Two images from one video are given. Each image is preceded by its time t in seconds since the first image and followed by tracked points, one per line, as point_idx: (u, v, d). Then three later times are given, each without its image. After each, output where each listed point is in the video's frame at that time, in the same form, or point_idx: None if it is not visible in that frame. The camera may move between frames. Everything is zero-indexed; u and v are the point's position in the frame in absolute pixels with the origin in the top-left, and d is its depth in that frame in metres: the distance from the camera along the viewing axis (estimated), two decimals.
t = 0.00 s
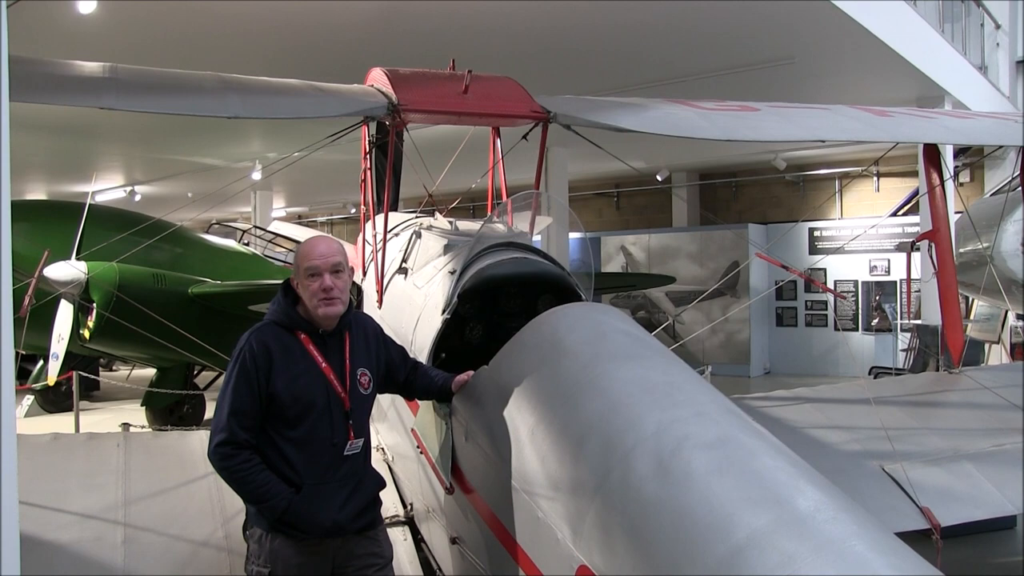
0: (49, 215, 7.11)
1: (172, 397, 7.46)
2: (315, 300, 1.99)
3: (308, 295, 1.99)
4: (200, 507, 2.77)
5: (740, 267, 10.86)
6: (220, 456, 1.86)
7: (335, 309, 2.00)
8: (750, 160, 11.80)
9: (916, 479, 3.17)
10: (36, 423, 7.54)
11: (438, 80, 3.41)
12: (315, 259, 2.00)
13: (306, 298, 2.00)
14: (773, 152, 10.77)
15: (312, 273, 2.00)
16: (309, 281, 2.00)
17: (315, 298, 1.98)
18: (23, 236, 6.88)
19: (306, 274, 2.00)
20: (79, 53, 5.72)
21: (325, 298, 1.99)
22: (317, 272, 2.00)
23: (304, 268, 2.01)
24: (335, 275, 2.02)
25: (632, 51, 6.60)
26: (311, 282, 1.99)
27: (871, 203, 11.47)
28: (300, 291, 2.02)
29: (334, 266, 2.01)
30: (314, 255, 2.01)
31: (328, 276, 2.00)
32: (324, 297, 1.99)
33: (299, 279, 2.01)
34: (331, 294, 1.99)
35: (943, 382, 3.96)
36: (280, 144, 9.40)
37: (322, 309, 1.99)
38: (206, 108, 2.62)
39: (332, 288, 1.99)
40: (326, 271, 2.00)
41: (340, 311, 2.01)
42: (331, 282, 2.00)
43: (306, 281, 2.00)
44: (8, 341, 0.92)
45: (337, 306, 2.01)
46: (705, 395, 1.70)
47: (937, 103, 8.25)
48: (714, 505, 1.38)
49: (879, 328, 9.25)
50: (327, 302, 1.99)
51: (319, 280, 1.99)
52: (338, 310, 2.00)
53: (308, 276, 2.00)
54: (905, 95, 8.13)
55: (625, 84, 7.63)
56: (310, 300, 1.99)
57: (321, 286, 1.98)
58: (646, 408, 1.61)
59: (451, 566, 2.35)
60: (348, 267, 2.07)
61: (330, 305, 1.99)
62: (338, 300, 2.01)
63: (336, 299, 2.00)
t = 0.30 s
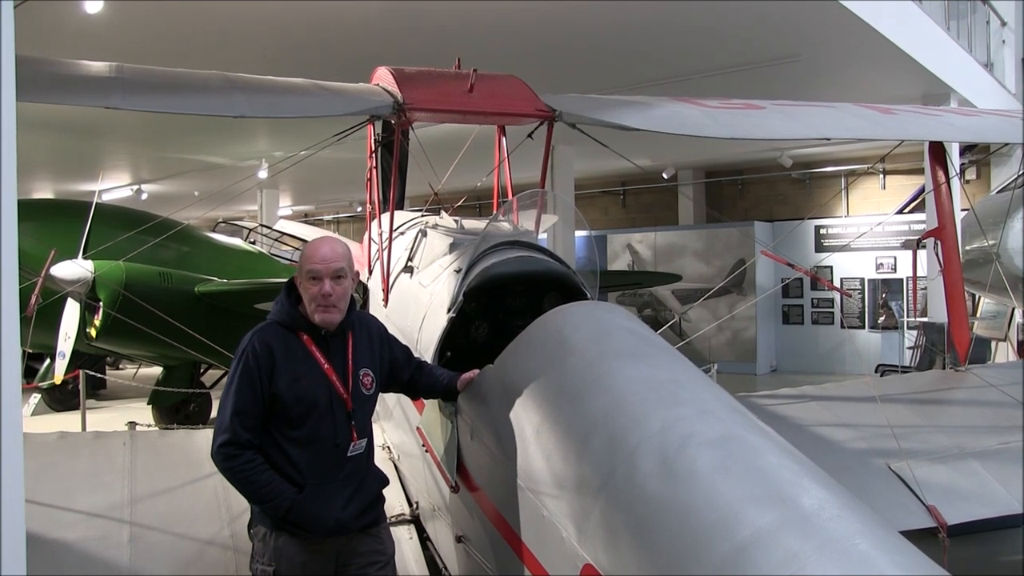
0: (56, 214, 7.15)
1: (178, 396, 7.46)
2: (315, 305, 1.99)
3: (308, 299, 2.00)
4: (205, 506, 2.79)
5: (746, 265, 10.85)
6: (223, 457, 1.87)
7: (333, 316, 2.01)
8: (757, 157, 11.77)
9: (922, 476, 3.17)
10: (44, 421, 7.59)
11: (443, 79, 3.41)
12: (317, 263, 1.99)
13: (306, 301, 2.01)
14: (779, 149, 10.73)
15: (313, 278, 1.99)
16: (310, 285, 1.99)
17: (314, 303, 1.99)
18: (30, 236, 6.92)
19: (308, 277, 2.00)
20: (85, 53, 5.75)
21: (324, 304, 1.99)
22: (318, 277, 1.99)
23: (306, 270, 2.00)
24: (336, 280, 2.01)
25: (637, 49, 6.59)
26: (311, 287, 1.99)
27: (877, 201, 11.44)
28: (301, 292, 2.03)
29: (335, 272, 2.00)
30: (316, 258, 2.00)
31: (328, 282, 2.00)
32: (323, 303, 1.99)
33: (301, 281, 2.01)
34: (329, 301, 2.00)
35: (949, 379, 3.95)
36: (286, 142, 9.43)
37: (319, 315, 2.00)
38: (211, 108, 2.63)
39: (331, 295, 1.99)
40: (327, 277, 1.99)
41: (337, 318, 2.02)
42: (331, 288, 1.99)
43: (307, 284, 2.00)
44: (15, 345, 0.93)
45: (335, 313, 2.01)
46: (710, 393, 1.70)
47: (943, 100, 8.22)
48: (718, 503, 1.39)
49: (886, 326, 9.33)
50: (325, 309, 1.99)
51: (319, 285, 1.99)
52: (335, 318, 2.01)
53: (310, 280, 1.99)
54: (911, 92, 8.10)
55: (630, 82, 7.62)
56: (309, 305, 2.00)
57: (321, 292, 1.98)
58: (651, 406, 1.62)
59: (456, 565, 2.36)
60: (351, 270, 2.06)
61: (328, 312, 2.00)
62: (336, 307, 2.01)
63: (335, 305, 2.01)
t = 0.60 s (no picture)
0: (59, 213, 7.17)
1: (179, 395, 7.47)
2: (318, 307, 2.00)
3: (311, 301, 2.00)
4: (206, 506, 2.79)
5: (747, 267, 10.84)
6: (224, 457, 1.87)
7: (336, 318, 2.02)
8: (759, 160, 11.78)
9: (922, 480, 3.16)
10: (45, 420, 7.60)
11: (446, 80, 3.42)
12: (321, 265, 2.00)
13: (309, 303, 2.02)
14: (782, 152, 10.73)
15: (316, 280, 1.99)
16: (313, 286, 2.00)
17: (317, 306, 2.00)
18: (33, 234, 6.94)
19: (311, 279, 2.00)
20: (88, 52, 5.76)
21: (327, 306, 2.00)
22: (322, 279, 1.99)
23: (310, 273, 2.00)
24: (339, 282, 2.01)
25: (639, 52, 6.59)
26: (314, 289, 1.99)
27: (879, 205, 11.43)
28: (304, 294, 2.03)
29: (339, 275, 2.01)
30: (320, 260, 2.00)
31: (332, 284, 2.00)
32: (326, 306, 2.00)
33: (304, 282, 2.02)
34: (333, 303, 2.00)
35: (950, 383, 3.95)
36: (289, 142, 9.44)
37: (322, 318, 2.00)
38: (214, 108, 2.63)
39: (335, 297, 2.00)
40: (331, 279, 2.00)
41: (339, 321, 2.02)
42: (334, 291, 2.00)
43: (311, 286, 2.00)
44: (16, 344, 0.93)
45: (338, 315, 2.02)
46: (710, 395, 1.71)
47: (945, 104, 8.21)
48: (718, 506, 1.39)
49: (887, 330, 9.34)
50: (328, 311, 2.00)
51: (323, 287, 1.99)
52: (338, 320, 2.02)
53: (313, 282, 1.99)
54: (913, 96, 8.09)
55: (633, 84, 7.63)
56: (313, 306, 2.00)
57: (325, 294, 1.99)
58: (651, 408, 1.62)
59: (456, 565, 2.37)
60: (354, 272, 2.06)
61: (331, 314, 2.01)
62: (339, 309, 2.02)
63: (338, 308, 2.01)
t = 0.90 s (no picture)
0: (56, 212, 7.16)
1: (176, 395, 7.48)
2: (322, 305, 2.00)
3: (315, 299, 2.00)
4: (203, 505, 2.80)
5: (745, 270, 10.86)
6: (224, 457, 1.88)
7: (339, 314, 2.02)
8: (757, 163, 11.80)
9: (918, 483, 3.19)
10: (42, 419, 7.59)
11: (445, 81, 3.42)
12: (324, 263, 2.00)
13: (313, 301, 2.01)
14: (779, 155, 10.76)
15: (320, 277, 1.99)
16: (317, 284, 1.99)
17: (322, 303, 2.00)
18: (31, 233, 6.93)
19: (314, 277, 2.00)
20: (86, 51, 5.76)
21: (332, 303, 2.00)
22: (326, 275, 1.99)
23: (312, 271, 2.00)
24: (343, 279, 2.02)
25: (638, 54, 6.60)
26: (318, 286, 1.99)
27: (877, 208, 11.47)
28: (307, 293, 2.03)
29: (342, 271, 2.01)
30: (322, 258, 2.00)
31: (336, 281, 2.00)
32: (331, 302, 2.00)
33: (307, 281, 2.02)
34: (336, 300, 2.00)
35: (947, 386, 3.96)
36: (288, 143, 9.44)
37: (326, 315, 2.00)
38: (213, 108, 2.63)
39: (339, 294, 2.00)
40: (335, 276, 2.00)
41: (343, 317, 2.03)
42: (339, 287, 2.00)
43: (314, 284, 2.00)
44: (15, 344, 0.94)
45: (342, 312, 2.02)
46: (707, 397, 1.72)
47: (943, 108, 8.24)
48: (716, 508, 1.40)
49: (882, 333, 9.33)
50: (332, 308, 2.00)
51: (327, 284, 1.99)
52: (342, 316, 2.02)
53: (316, 279, 1.99)
54: (911, 100, 8.12)
55: (631, 87, 7.65)
56: (317, 304, 2.00)
57: (329, 291, 1.99)
58: (649, 410, 1.63)
59: (453, 566, 2.37)
60: (356, 269, 2.07)
61: (336, 310, 2.01)
62: (343, 305, 2.02)
63: (342, 304, 2.02)
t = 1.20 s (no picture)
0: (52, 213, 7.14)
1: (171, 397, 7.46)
2: (325, 295, 2.01)
3: (318, 289, 2.01)
4: (198, 507, 2.79)
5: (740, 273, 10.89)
6: (220, 456, 1.87)
7: (342, 307, 2.03)
8: (753, 165, 11.84)
9: (912, 485, 3.18)
10: (35, 421, 7.56)
11: (442, 83, 3.43)
12: (331, 254, 2.03)
13: (315, 293, 2.02)
14: (775, 158, 10.79)
15: (326, 267, 2.02)
16: (322, 274, 2.02)
17: (326, 292, 2.01)
18: (25, 234, 6.91)
19: (320, 267, 2.02)
20: (82, 52, 5.75)
21: (336, 293, 2.02)
22: (332, 266, 2.03)
23: (318, 262, 2.03)
24: (347, 273, 2.05)
25: (633, 56, 6.61)
26: (323, 276, 2.02)
27: (872, 211, 11.51)
28: (307, 287, 2.03)
29: (348, 265, 2.05)
30: (329, 250, 2.05)
31: (342, 272, 2.04)
32: (335, 292, 2.01)
33: (310, 273, 2.03)
34: (341, 291, 2.02)
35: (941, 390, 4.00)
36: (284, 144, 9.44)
37: (329, 305, 2.01)
38: (210, 109, 2.63)
39: (344, 284, 2.03)
40: (341, 267, 2.04)
41: (345, 310, 2.04)
42: (344, 278, 2.03)
43: (319, 274, 2.02)
44: (11, 342, 0.94)
45: (345, 305, 2.04)
46: (702, 399, 1.72)
47: (937, 112, 8.28)
48: (711, 509, 1.40)
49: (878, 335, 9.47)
50: (337, 298, 2.02)
51: (332, 274, 2.02)
52: (344, 308, 2.03)
53: (322, 269, 2.02)
54: (906, 103, 8.15)
55: (627, 89, 7.67)
56: (320, 294, 2.01)
57: (334, 281, 2.01)
58: (644, 412, 1.64)
59: (449, 567, 2.37)
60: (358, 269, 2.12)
61: (339, 302, 2.02)
62: (346, 298, 2.04)
63: (345, 296, 2.03)
